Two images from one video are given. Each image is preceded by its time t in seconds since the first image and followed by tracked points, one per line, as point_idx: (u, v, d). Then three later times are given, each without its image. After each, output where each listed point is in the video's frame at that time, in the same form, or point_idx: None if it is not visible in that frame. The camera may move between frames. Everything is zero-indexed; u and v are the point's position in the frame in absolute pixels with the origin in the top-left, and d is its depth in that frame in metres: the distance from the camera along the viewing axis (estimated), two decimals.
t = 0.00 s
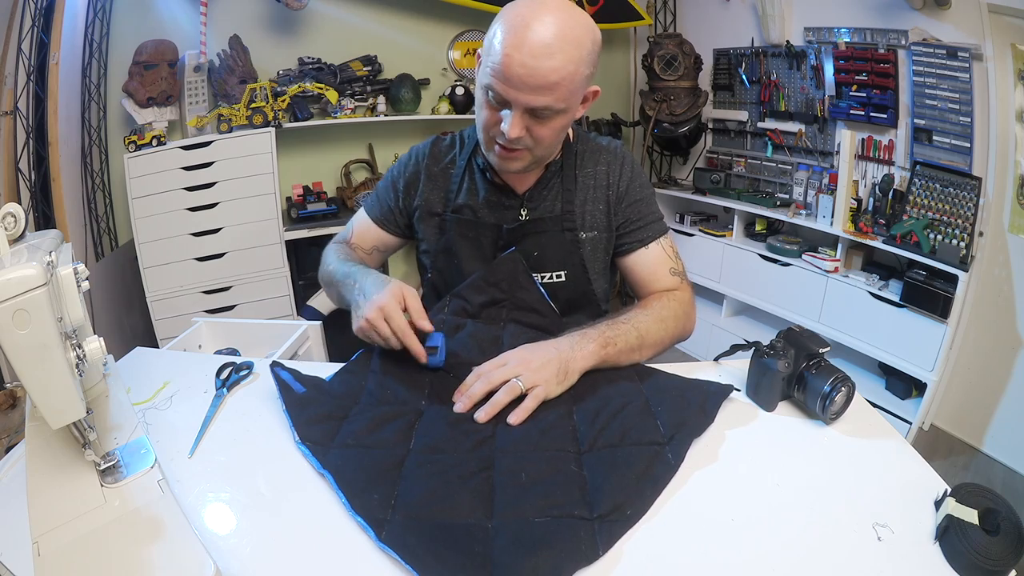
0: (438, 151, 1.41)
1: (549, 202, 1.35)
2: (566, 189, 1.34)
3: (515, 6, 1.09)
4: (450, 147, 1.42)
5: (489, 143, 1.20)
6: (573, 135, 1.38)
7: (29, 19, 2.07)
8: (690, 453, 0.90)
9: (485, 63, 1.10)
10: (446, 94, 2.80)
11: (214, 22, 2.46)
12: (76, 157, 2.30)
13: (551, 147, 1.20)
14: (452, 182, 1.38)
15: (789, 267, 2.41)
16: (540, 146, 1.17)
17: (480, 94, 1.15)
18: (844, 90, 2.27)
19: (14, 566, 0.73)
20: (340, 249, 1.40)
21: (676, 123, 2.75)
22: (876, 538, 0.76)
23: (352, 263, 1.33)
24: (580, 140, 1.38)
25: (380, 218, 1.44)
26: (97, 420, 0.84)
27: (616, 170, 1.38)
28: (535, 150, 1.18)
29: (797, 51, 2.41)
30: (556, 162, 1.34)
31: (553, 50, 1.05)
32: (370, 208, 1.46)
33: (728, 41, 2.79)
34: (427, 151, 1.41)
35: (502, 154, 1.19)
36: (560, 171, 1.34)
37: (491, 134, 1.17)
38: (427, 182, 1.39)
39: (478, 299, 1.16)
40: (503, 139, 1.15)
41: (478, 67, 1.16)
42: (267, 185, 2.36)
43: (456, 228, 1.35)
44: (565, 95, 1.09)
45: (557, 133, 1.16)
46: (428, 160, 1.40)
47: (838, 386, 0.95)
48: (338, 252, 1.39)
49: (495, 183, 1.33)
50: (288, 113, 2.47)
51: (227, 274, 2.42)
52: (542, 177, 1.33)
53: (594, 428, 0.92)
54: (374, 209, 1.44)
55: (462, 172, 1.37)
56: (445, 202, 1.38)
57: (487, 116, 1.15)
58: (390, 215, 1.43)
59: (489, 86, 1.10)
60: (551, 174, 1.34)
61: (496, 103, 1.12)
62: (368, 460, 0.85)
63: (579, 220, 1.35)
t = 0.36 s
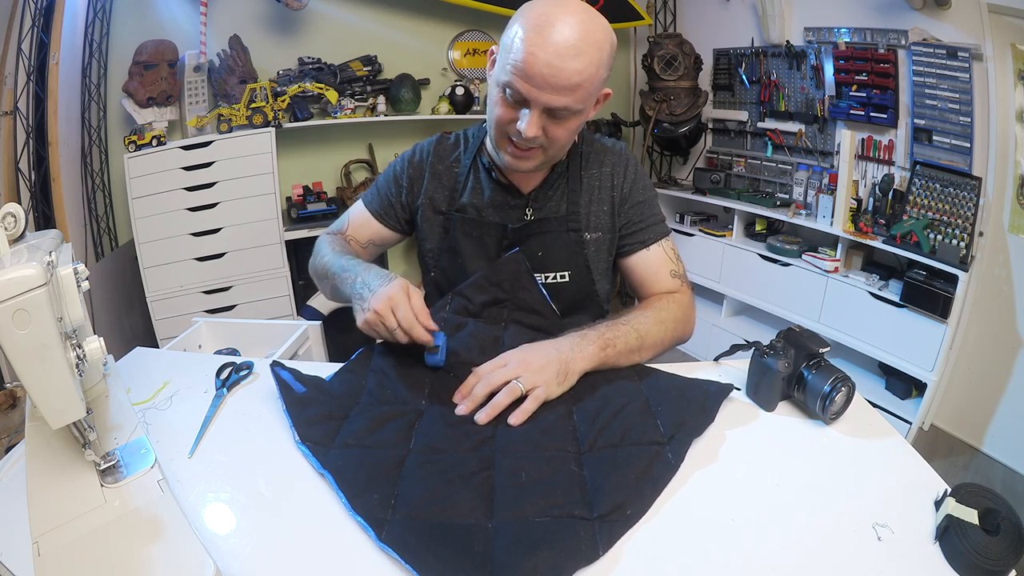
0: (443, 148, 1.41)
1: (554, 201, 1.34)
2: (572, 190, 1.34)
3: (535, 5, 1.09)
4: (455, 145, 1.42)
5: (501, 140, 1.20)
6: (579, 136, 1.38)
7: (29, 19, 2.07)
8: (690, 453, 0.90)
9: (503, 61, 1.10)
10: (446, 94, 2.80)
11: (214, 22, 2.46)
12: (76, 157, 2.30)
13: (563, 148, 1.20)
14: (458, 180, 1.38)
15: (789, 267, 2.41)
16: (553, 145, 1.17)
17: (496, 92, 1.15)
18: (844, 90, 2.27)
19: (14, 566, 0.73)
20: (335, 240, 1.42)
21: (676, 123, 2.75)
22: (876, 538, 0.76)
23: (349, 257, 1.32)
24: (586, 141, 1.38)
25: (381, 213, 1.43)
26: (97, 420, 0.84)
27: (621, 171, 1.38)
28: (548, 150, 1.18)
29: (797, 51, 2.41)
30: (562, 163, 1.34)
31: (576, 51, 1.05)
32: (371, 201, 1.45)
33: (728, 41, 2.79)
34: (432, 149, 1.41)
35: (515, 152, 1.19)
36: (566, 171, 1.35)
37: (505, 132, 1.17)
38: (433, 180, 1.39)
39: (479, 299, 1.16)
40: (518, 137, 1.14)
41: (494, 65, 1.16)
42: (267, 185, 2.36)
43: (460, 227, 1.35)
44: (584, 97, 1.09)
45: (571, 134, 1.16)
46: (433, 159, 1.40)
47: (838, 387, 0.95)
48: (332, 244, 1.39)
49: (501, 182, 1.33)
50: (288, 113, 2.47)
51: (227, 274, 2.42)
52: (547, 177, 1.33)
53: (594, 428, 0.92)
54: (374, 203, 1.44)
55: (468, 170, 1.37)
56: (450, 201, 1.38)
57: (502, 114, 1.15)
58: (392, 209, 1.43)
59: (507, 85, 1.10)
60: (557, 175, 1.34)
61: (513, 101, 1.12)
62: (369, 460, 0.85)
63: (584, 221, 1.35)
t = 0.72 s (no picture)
0: (444, 148, 1.42)
1: (553, 199, 1.34)
2: (570, 187, 1.33)
3: (534, 5, 1.09)
4: (456, 145, 1.42)
5: (499, 139, 1.20)
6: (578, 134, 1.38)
7: (29, 19, 2.07)
8: (690, 452, 0.90)
9: (502, 60, 1.10)
10: (446, 94, 2.80)
11: (214, 22, 2.46)
12: (77, 157, 2.30)
13: (561, 147, 1.20)
14: (458, 179, 1.38)
15: (789, 267, 2.41)
16: (551, 144, 1.17)
17: (494, 91, 1.15)
18: (844, 90, 2.27)
19: (14, 566, 0.73)
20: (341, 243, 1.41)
21: (676, 123, 2.75)
22: (876, 538, 0.76)
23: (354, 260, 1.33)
24: (585, 139, 1.38)
25: (384, 214, 1.43)
26: (97, 420, 0.84)
27: (619, 168, 1.36)
28: (546, 149, 1.18)
29: (797, 51, 2.41)
30: (561, 161, 1.34)
31: (574, 51, 1.05)
32: (373, 202, 1.45)
33: (729, 41, 2.79)
34: (432, 149, 1.41)
35: (512, 151, 1.19)
36: (564, 169, 1.35)
37: (503, 131, 1.17)
38: (433, 179, 1.39)
39: (478, 299, 1.15)
40: (515, 137, 1.15)
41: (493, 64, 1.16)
42: (267, 185, 2.36)
43: (460, 226, 1.36)
44: (581, 96, 1.09)
45: (569, 133, 1.16)
46: (433, 159, 1.41)
47: (838, 387, 0.94)
48: (338, 247, 1.39)
49: (501, 182, 1.33)
50: (288, 113, 2.48)
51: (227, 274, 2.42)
52: (547, 176, 1.34)
53: (594, 427, 0.92)
54: (376, 203, 1.44)
55: (467, 168, 1.37)
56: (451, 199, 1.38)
57: (501, 113, 1.15)
58: (394, 211, 1.43)
59: (506, 84, 1.10)
60: (556, 174, 1.34)
61: (511, 100, 1.12)
62: (369, 460, 0.85)
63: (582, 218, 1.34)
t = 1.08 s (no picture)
0: (438, 153, 1.42)
1: (550, 200, 1.34)
2: (566, 189, 1.33)
3: (523, 6, 1.09)
4: (450, 149, 1.42)
5: (491, 142, 1.20)
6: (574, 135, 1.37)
7: (29, 19, 2.07)
8: (690, 453, 0.90)
9: (491, 63, 1.10)
10: (446, 94, 2.80)
11: (214, 22, 2.46)
12: (76, 157, 2.30)
13: (555, 148, 1.20)
14: (452, 183, 1.38)
15: (789, 267, 2.41)
16: (543, 146, 1.17)
17: (485, 95, 1.15)
18: (844, 90, 2.27)
19: (14, 566, 0.73)
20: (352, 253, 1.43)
21: (676, 123, 2.75)
22: (876, 539, 0.76)
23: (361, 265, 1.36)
24: (580, 141, 1.38)
25: (384, 220, 1.45)
26: (97, 420, 0.84)
27: (615, 168, 1.36)
28: (539, 151, 1.18)
29: (798, 51, 2.41)
30: (556, 162, 1.34)
31: (562, 51, 1.05)
32: (374, 211, 1.47)
33: (729, 41, 2.79)
34: (428, 154, 1.42)
35: (505, 154, 1.19)
36: (560, 171, 1.34)
37: (494, 133, 1.17)
38: (428, 185, 1.40)
39: (475, 300, 1.15)
40: (507, 140, 1.15)
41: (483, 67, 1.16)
42: (267, 185, 2.36)
43: (455, 229, 1.35)
44: (571, 97, 1.09)
45: (561, 134, 1.16)
46: (428, 163, 1.41)
47: (838, 386, 0.95)
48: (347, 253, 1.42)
49: (496, 184, 1.33)
50: (288, 113, 2.48)
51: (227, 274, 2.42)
52: (542, 177, 1.33)
53: (594, 427, 0.92)
54: (376, 210, 1.46)
55: (462, 173, 1.37)
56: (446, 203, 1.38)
57: (492, 115, 1.15)
58: (393, 217, 1.44)
59: (495, 87, 1.10)
60: (551, 175, 1.34)
61: (501, 102, 1.12)
62: (368, 461, 0.85)
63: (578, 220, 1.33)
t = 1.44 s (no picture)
0: (435, 155, 1.42)
1: (548, 200, 1.34)
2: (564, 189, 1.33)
3: (515, 6, 1.09)
4: (447, 151, 1.42)
5: (488, 143, 1.20)
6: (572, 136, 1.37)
7: (28, 19, 2.07)
8: (691, 453, 0.90)
9: (485, 64, 1.10)
10: (446, 94, 2.80)
11: (214, 22, 2.46)
12: (76, 157, 2.30)
13: (550, 148, 1.20)
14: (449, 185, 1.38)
15: (789, 267, 2.41)
16: (539, 146, 1.17)
17: (479, 96, 1.15)
18: (844, 90, 2.27)
19: (15, 567, 0.73)
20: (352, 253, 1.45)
21: (676, 123, 2.75)
22: (876, 539, 0.76)
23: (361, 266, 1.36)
24: (579, 141, 1.37)
25: (383, 224, 1.45)
26: (97, 420, 0.84)
27: (613, 169, 1.36)
28: (534, 151, 1.18)
29: (798, 51, 2.41)
30: (554, 163, 1.34)
31: (555, 52, 1.05)
32: (374, 214, 1.48)
33: (729, 41, 2.79)
34: (425, 155, 1.42)
35: (501, 154, 1.19)
36: (558, 171, 1.34)
37: (489, 134, 1.17)
38: (425, 186, 1.40)
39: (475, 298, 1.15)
40: (502, 140, 1.15)
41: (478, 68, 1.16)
42: (267, 185, 2.36)
43: (453, 230, 1.36)
44: (564, 96, 1.09)
45: (556, 134, 1.16)
46: (426, 165, 1.41)
47: (838, 386, 0.95)
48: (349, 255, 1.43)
49: (493, 185, 1.32)
50: (288, 113, 2.47)
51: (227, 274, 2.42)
52: (540, 177, 1.33)
53: (596, 427, 0.92)
54: (375, 213, 1.46)
55: (458, 174, 1.37)
56: (444, 204, 1.38)
57: (487, 117, 1.15)
58: (392, 220, 1.45)
59: (489, 88, 1.10)
60: (549, 175, 1.33)
61: (495, 103, 1.12)
62: (370, 462, 0.85)
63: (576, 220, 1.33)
